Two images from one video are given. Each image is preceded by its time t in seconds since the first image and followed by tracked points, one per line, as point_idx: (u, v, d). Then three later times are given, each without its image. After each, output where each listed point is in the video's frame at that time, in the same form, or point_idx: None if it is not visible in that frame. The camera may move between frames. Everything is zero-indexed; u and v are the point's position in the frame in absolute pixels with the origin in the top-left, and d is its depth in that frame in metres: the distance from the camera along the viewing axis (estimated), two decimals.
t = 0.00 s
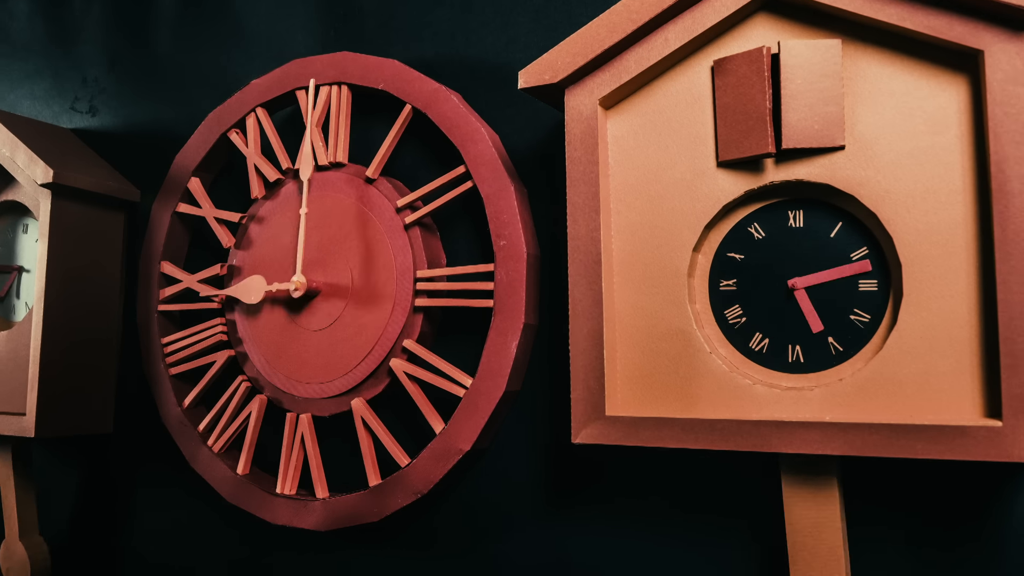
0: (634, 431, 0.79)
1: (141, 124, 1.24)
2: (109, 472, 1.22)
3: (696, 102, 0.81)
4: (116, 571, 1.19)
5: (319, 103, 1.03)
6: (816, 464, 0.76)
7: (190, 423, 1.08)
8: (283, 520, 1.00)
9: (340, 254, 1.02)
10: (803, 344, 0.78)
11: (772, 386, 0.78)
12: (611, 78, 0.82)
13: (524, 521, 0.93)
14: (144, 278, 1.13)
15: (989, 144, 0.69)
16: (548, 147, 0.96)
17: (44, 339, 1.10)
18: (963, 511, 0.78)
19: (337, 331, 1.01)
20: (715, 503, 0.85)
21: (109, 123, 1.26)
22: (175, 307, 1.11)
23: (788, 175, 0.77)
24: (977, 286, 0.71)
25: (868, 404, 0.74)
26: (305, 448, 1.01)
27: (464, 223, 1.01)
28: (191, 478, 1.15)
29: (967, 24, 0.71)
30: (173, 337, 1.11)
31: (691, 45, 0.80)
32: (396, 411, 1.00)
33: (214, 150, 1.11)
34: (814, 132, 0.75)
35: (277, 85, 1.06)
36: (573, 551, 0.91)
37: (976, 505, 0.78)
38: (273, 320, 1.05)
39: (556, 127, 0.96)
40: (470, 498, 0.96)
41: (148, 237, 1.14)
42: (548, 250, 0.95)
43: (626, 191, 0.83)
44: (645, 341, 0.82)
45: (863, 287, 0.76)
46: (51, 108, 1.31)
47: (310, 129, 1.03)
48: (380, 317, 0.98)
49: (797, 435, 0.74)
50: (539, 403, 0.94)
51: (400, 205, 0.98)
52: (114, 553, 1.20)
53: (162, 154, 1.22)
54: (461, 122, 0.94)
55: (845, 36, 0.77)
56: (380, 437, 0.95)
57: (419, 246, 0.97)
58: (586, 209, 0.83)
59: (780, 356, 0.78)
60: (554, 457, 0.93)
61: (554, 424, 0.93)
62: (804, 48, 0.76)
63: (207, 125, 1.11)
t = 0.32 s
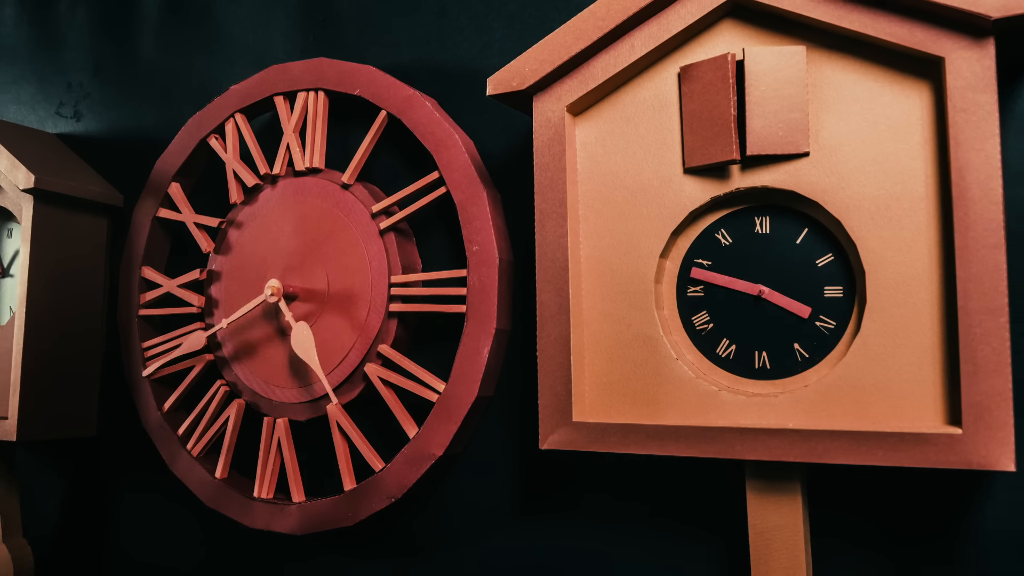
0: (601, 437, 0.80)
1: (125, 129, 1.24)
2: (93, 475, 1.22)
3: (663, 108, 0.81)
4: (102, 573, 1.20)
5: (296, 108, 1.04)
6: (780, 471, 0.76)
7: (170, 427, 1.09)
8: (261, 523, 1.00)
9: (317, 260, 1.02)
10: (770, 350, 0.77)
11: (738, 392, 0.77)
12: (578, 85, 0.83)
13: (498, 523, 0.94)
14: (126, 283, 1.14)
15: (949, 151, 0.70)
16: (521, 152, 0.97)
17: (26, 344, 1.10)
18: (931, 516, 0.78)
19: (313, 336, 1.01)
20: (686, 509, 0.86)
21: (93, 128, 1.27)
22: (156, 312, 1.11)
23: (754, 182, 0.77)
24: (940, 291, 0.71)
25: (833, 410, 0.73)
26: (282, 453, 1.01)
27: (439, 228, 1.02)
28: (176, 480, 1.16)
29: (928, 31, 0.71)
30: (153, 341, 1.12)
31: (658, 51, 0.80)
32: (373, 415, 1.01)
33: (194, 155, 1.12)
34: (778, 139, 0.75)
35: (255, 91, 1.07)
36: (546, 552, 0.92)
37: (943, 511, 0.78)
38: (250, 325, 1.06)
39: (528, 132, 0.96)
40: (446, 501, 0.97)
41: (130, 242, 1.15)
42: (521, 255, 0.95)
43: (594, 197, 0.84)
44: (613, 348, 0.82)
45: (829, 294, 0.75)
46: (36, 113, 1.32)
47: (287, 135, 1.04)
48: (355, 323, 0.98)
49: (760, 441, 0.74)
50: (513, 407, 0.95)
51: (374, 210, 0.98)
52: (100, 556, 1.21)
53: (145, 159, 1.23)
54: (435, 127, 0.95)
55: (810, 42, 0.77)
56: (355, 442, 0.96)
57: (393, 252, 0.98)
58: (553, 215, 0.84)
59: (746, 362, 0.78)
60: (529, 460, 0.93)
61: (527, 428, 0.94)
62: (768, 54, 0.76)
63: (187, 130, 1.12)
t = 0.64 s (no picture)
0: (584, 438, 0.80)
1: (116, 131, 1.25)
2: (84, 476, 1.23)
3: (645, 111, 0.81)
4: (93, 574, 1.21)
5: (285, 111, 1.04)
6: (761, 473, 0.76)
7: (159, 428, 1.09)
8: (248, 525, 1.00)
9: (305, 261, 1.02)
10: (752, 353, 0.77)
11: (720, 395, 0.77)
12: (560, 88, 0.83)
13: (484, 525, 0.94)
14: (116, 284, 1.14)
15: (928, 154, 0.70)
16: (506, 154, 0.97)
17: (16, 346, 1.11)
18: (911, 519, 0.78)
19: (302, 337, 1.01)
20: (671, 512, 0.86)
21: (84, 130, 1.27)
22: (145, 313, 1.12)
23: (735, 185, 0.77)
24: (920, 294, 0.71)
25: (814, 413, 0.73)
26: (270, 454, 1.01)
27: (427, 231, 1.02)
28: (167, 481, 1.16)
29: (907, 34, 0.71)
30: (143, 342, 1.12)
31: (640, 54, 0.81)
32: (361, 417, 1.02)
33: (184, 157, 1.12)
34: (759, 141, 0.75)
35: (244, 93, 1.07)
36: (532, 553, 0.92)
37: (922, 513, 0.78)
38: (239, 328, 1.06)
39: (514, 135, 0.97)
40: (432, 502, 0.97)
41: (121, 244, 1.15)
42: (507, 257, 0.96)
43: (577, 199, 0.84)
44: (596, 350, 0.82)
45: (810, 296, 0.75)
46: (28, 114, 1.32)
47: (275, 137, 1.04)
48: (343, 325, 0.99)
49: (741, 444, 0.73)
50: (499, 409, 0.95)
51: (362, 212, 0.99)
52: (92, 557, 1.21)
53: (136, 160, 1.23)
54: (421, 130, 0.95)
55: (791, 45, 0.77)
56: (341, 443, 0.96)
57: (380, 254, 0.98)
58: (536, 218, 0.84)
59: (729, 365, 0.78)
60: (514, 462, 0.94)
61: (513, 429, 0.94)
62: (749, 57, 0.76)
63: (177, 132, 1.12)
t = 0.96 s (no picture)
0: (582, 439, 0.80)
1: (115, 131, 1.25)
2: (83, 477, 1.23)
3: (643, 112, 0.81)
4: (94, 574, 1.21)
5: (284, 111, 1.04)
6: (759, 473, 0.76)
7: (158, 429, 1.09)
8: (247, 525, 1.00)
9: (304, 261, 1.02)
10: (750, 354, 0.77)
11: (718, 396, 0.77)
12: (558, 89, 0.84)
13: (482, 526, 0.94)
14: (115, 284, 1.14)
15: (926, 155, 0.70)
16: (505, 155, 0.97)
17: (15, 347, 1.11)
18: (909, 520, 0.78)
19: (301, 337, 1.01)
20: (669, 513, 0.86)
21: (83, 130, 1.27)
22: (144, 314, 1.12)
23: (733, 186, 0.77)
24: (918, 295, 0.71)
25: (811, 414, 0.73)
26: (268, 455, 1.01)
27: (426, 231, 1.02)
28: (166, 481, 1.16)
29: (906, 35, 0.71)
30: (142, 343, 1.12)
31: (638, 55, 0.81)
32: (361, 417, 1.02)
33: (183, 158, 1.12)
34: (757, 143, 0.75)
35: (243, 94, 1.07)
36: (530, 553, 0.92)
37: (920, 514, 0.78)
38: (238, 330, 1.06)
39: (513, 136, 0.97)
40: (431, 502, 0.97)
41: (120, 244, 1.15)
42: (505, 258, 0.96)
43: (576, 200, 0.84)
44: (594, 351, 0.82)
45: (807, 298, 0.75)
46: (28, 115, 1.32)
47: (274, 137, 1.04)
48: (342, 325, 0.99)
49: (739, 445, 0.73)
50: (498, 409, 0.95)
51: (361, 213, 0.98)
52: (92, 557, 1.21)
53: (136, 161, 1.23)
54: (420, 131, 0.95)
55: (789, 46, 0.77)
56: (340, 444, 0.96)
57: (379, 255, 0.98)
58: (535, 219, 0.84)
59: (727, 366, 0.78)
60: (513, 462, 0.94)
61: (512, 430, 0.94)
62: (747, 58, 0.76)
63: (176, 133, 1.12)
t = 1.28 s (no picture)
0: (583, 439, 0.80)
1: (115, 131, 1.25)
2: (82, 476, 1.23)
3: (643, 112, 0.81)
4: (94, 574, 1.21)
5: (284, 111, 1.04)
6: (759, 473, 0.76)
7: (157, 429, 1.09)
8: (246, 525, 1.00)
9: (304, 261, 1.02)
10: (750, 354, 0.77)
11: (718, 396, 0.77)
12: (559, 89, 0.84)
13: (482, 525, 0.94)
14: (115, 284, 1.14)
15: (926, 156, 0.70)
16: (505, 155, 0.97)
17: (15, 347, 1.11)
18: (909, 520, 0.78)
19: (301, 337, 1.01)
20: (669, 513, 0.86)
21: (83, 130, 1.27)
22: (144, 314, 1.12)
23: (733, 186, 0.77)
24: (918, 296, 0.71)
25: (811, 414, 0.73)
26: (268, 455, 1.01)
27: (426, 231, 1.02)
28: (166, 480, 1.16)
29: (905, 35, 0.71)
30: (142, 343, 1.12)
31: (638, 55, 0.81)
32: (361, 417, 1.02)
33: (183, 158, 1.12)
34: (757, 143, 0.75)
35: (244, 94, 1.07)
36: (530, 553, 0.92)
37: (920, 513, 0.78)
38: (237, 330, 1.06)
39: (513, 136, 0.97)
40: (431, 502, 0.97)
41: (120, 244, 1.15)
42: (504, 258, 0.96)
43: (576, 200, 0.84)
44: (594, 351, 0.82)
45: (807, 298, 0.75)
46: (28, 115, 1.32)
47: (275, 138, 1.04)
48: (342, 325, 0.99)
49: (739, 445, 0.73)
50: (498, 409, 0.95)
51: (361, 213, 0.98)
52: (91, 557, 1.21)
53: (136, 161, 1.23)
54: (420, 131, 0.95)
55: (789, 46, 0.77)
56: (340, 445, 0.96)
57: (379, 255, 0.98)
58: (535, 219, 0.84)
59: (727, 366, 0.78)
60: (513, 462, 0.94)
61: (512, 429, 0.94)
62: (747, 58, 0.76)
63: (176, 133, 1.12)
